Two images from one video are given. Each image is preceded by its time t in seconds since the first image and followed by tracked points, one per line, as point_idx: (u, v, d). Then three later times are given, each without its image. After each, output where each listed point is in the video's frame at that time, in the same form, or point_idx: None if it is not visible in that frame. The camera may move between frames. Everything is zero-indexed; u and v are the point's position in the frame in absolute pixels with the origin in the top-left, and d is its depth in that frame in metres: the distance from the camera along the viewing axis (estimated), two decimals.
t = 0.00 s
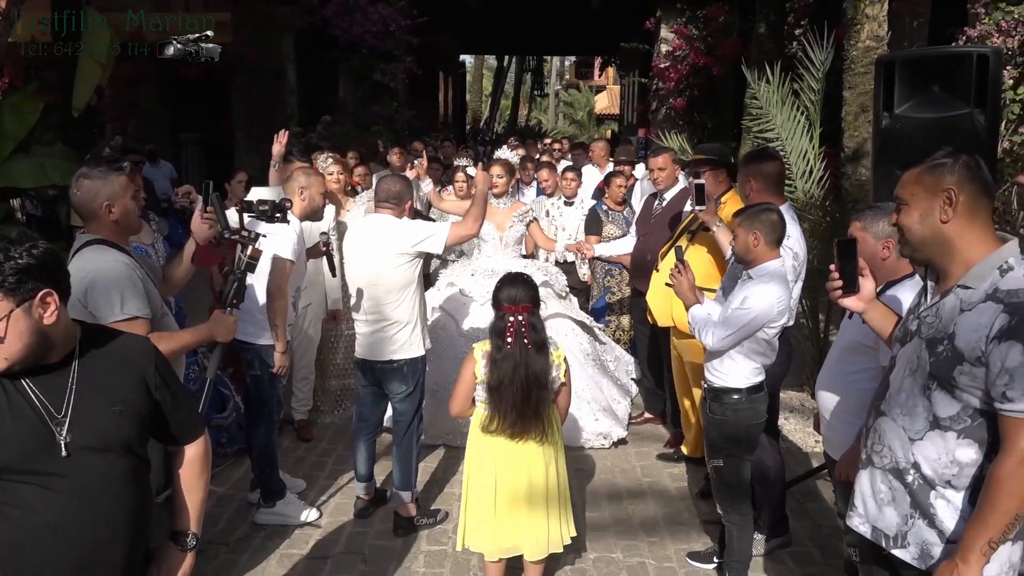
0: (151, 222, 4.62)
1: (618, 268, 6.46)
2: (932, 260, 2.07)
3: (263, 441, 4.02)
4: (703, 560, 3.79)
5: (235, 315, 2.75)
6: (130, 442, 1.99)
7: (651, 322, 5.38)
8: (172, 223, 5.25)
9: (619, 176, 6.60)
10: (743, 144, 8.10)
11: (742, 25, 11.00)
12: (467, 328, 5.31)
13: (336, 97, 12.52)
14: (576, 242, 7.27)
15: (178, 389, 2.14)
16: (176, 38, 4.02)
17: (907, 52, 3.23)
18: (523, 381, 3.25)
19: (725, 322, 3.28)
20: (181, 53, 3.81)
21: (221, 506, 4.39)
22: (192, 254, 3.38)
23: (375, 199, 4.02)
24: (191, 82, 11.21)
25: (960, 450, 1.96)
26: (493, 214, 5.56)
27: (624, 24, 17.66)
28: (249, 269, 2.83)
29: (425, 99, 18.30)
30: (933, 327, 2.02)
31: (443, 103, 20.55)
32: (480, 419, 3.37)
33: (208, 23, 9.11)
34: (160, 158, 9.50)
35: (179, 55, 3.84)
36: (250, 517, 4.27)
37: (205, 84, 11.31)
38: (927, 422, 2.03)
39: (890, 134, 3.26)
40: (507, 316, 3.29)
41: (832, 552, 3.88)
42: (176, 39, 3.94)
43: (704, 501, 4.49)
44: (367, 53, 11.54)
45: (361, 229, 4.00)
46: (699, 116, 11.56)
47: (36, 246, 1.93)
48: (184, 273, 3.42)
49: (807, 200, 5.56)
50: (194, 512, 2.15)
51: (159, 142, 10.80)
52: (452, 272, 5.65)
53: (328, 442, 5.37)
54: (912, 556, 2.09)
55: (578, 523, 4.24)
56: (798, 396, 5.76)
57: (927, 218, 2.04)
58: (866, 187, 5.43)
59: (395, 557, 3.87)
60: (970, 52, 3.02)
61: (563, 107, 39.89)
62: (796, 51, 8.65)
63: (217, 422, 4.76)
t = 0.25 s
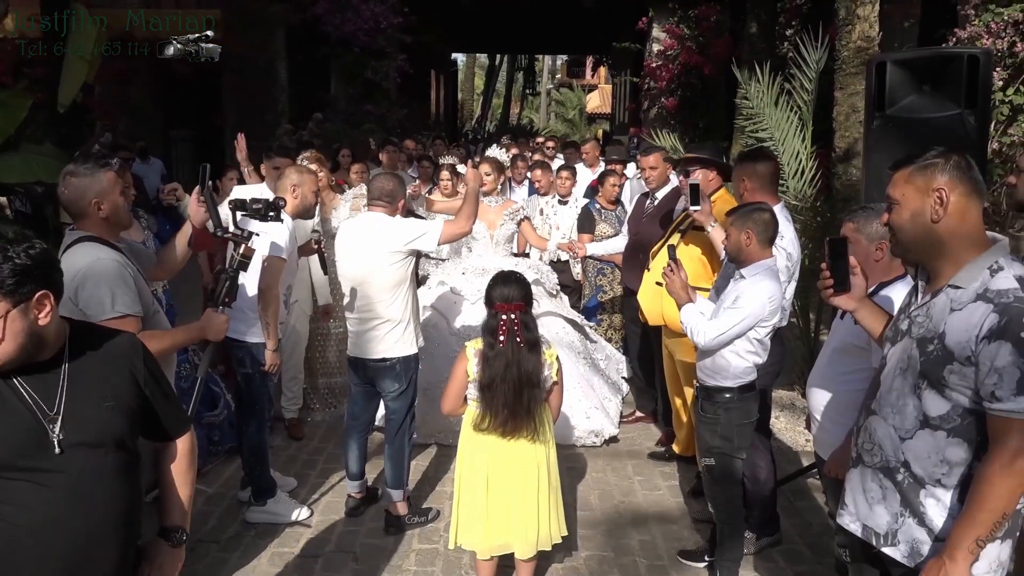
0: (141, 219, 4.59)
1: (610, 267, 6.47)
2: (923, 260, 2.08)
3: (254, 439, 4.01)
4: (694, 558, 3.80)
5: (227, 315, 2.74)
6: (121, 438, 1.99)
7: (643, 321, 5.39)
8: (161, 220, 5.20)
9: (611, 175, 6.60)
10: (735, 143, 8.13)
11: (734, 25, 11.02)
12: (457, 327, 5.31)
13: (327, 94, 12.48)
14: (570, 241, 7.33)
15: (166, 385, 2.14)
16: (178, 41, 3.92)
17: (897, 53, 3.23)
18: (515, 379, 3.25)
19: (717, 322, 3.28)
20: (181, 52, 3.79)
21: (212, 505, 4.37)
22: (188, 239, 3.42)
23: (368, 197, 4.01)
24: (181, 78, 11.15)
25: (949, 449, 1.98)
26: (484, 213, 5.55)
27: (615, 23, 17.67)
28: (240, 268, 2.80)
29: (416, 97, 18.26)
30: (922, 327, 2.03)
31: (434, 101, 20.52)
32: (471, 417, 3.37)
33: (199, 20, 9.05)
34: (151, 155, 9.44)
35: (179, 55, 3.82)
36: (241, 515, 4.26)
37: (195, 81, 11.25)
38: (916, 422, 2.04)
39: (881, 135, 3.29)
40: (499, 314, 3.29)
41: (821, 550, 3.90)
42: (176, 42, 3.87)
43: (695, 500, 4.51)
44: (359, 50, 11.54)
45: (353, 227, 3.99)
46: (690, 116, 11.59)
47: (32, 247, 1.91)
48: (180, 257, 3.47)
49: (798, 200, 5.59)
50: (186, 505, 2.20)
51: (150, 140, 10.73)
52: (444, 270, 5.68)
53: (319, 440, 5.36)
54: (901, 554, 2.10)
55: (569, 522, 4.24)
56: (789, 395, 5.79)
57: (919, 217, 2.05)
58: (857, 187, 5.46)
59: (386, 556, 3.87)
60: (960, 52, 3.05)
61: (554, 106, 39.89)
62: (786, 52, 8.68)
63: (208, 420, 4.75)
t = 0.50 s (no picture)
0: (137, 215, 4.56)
1: (607, 265, 6.45)
2: (922, 258, 2.08)
3: (251, 435, 3.99)
4: (691, 556, 3.81)
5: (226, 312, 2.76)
6: (121, 432, 1.99)
7: (640, 318, 5.40)
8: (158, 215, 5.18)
9: (609, 173, 6.59)
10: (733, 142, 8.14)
11: (732, 24, 11.02)
12: (453, 324, 5.30)
13: (324, 91, 12.44)
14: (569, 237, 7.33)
15: (161, 380, 2.14)
16: (178, 41, 3.91)
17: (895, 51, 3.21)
18: (513, 376, 3.24)
19: (716, 321, 3.28)
20: (180, 52, 3.77)
21: (208, 501, 4.36)
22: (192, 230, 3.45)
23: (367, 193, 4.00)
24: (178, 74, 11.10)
25: (947, 447, 1.97)
26: (482, 211, 5.53)
27: (613, 22, 17.67)
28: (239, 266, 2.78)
29: (413, 94, 18.24)
30: (922, 325, 2.03)
31: (431, 98, 20.50)
32: (469, 414, 3.36)
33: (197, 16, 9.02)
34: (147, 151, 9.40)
35: (179, 55, 3.81)
36: (238, 512, 4.25)
37: (192, 76, 11.21)
38: (914, 420, 2.04)
39: (880, 134, 3.30)
40: (498, 311, 3.28)
41: (818, 548, 3.91)
42: (177, 42, 3.87)
43: (692, 498, 4.51)
44: (357, 47, 11.55)
45: (352, 223, 3.98)
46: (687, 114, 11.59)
47: (38, 244, 1.89)
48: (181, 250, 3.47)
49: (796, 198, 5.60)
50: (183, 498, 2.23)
51: (146, 135, 10.68)
52: (441, 268, 5.64)
53: (316, 437, 5.35)
54: (900, 552, 2.10)
55: (567, 519, 4.25)
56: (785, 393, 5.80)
57: (918, 216, 2.04)
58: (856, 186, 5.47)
59: (384, 552, 3.87)
60: (959, 52, 3.06)
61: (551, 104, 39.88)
62: (784, 51, 8.69)
63: (205, 416, 4.74)
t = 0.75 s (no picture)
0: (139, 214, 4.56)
1: (607, 263, 6.46)
2: (924, 257, 2.08)
3: (253, 432, 3.99)
4: (692, 554, 3.81)
5: (228, 309, 2.75)
6: (124, 427, 1.99)
7: (642, 317, 5.39)
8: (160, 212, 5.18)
9: (611, 171, 6.58)
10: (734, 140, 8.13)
11: (733, 22, 11.00)
12: (454, 321, 5.29)
13: (325, 87, 12.43)
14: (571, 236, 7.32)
15: (160, 376, 2.14)
16: (178, 40, 3.89)
17: (898, 51, 3.19)
18: (515, 373, 3.24)
19: (718, 321, 3.29)
20: (181, 52, 3.75)
21: (209, 498, 4.36)
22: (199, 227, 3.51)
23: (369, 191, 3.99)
24: (178, 71, 11.08)
25: (949, 447, 1.97)
26: (484, 208, 5.53)
27: (614, 19, 17.63)
28: (243, 263, 2.78)
29: (414, 92, 18.19)
30: (924, 325, 2.03)
31: (432, 95, 20.48)
32: (471, 412, 3.36)
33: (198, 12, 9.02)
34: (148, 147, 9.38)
35: (179, 55, 3.79)
36: (238, 508, 4.25)
37: (193, 73, 11.18)
38: (915, 420, 2.04)
39: (883, 133, 3.29)
40: (501, 308, 3.29)
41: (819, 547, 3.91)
42: (177, 42, 3.86)
43: (693, 496, 4.51)
44: (358, 44, 11.51)
45: (354, 219, 3.98)
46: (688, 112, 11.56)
47: (49, 238, 1.90)
48: (186, 246, 3.50)
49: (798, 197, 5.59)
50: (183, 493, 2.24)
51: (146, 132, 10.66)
52: (442, 264, 5.61)
53: (317, 434, 5.35)
54: (901, 552, 2.10)
55: (568, 517, 4.24)
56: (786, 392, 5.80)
57: (921, 215, 2.05)
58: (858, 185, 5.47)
59: (384, 549, 3.87)
60: (963, 51, 3.05)
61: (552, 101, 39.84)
62: (786, 49, 8.67)
63: (207, 412, 4.74)
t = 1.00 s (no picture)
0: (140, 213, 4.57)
1: (605, 262, 6.46)
2: (921, 258, 2.08)
3: (252, 431, 4.00)
4: (691, 554, 3.81)
5: (228, 308, 2.75)
6: (125, 426, 2.00)
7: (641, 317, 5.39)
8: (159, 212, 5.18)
9: (610, 170, 6.58)
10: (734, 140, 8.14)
11: (733, 22, 11.01)
12: (454, 320, 5.30)
13: (325, 86, 12.43)
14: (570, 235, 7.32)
15: (158, 376, 2.15)
16: (178, 40, 3.89)
17: (899, 50, 3.22)
18: (514, 373, 3.24)
19: (717, 321, 3.29)
20: (180, 52, 3.76)
21: (208, 497, 4.36)
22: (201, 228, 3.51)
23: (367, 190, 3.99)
24: (177, 69, 11.08)
25: (945, 447, 1.97)
26: (484, 207, 5.52)
27: (613, 19, 17.63)
28: (244, 262, 2.78)
29: (414, 91, 18.18)
30: (920, 325, 2.03)
31: (432, 94, 20.47)
32: (470, 412, 3.36)
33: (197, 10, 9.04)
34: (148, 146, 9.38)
35: (179, 55, 3.80)
36: (237, 507, 4.25)
37: (192, 72, 11.18)
38: (912, 420, 2.04)
39: (882, 134, 3.29)
40: (499, 308, 3.29)
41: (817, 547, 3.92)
42: (177, 41, 3.86)
43: (692, 496, 4.52)
44: (357, 43, 11.51)
45: (354, 218, 3.97)
46: (688, 112, 11.56)
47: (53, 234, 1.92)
48: (187, 246, 3.50)
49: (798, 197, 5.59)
50: (182, 492, 2.25)
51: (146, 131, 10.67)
52: (442, 263, 5.59)
53: (316, 433, 5.35)
54: (897, 552, 2.10)
55: (567, 517, 4.25)
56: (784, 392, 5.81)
57: (918, 215, 2.05)
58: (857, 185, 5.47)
59: (383, 549, 3.87)
60: (963, 51, 3.04)
61: (552, 100, 39.82)
62: (786, 49, 8.67)
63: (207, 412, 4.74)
